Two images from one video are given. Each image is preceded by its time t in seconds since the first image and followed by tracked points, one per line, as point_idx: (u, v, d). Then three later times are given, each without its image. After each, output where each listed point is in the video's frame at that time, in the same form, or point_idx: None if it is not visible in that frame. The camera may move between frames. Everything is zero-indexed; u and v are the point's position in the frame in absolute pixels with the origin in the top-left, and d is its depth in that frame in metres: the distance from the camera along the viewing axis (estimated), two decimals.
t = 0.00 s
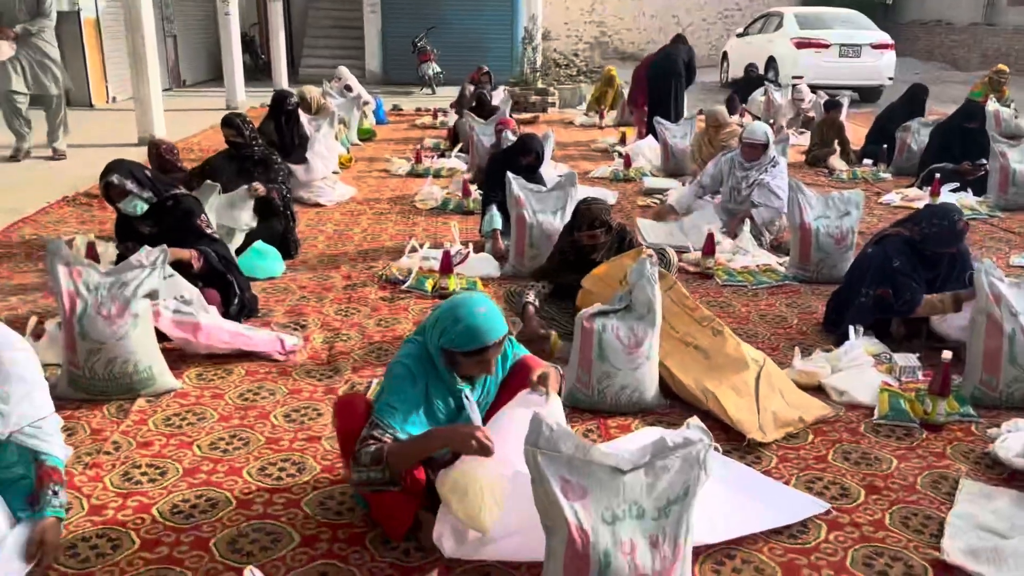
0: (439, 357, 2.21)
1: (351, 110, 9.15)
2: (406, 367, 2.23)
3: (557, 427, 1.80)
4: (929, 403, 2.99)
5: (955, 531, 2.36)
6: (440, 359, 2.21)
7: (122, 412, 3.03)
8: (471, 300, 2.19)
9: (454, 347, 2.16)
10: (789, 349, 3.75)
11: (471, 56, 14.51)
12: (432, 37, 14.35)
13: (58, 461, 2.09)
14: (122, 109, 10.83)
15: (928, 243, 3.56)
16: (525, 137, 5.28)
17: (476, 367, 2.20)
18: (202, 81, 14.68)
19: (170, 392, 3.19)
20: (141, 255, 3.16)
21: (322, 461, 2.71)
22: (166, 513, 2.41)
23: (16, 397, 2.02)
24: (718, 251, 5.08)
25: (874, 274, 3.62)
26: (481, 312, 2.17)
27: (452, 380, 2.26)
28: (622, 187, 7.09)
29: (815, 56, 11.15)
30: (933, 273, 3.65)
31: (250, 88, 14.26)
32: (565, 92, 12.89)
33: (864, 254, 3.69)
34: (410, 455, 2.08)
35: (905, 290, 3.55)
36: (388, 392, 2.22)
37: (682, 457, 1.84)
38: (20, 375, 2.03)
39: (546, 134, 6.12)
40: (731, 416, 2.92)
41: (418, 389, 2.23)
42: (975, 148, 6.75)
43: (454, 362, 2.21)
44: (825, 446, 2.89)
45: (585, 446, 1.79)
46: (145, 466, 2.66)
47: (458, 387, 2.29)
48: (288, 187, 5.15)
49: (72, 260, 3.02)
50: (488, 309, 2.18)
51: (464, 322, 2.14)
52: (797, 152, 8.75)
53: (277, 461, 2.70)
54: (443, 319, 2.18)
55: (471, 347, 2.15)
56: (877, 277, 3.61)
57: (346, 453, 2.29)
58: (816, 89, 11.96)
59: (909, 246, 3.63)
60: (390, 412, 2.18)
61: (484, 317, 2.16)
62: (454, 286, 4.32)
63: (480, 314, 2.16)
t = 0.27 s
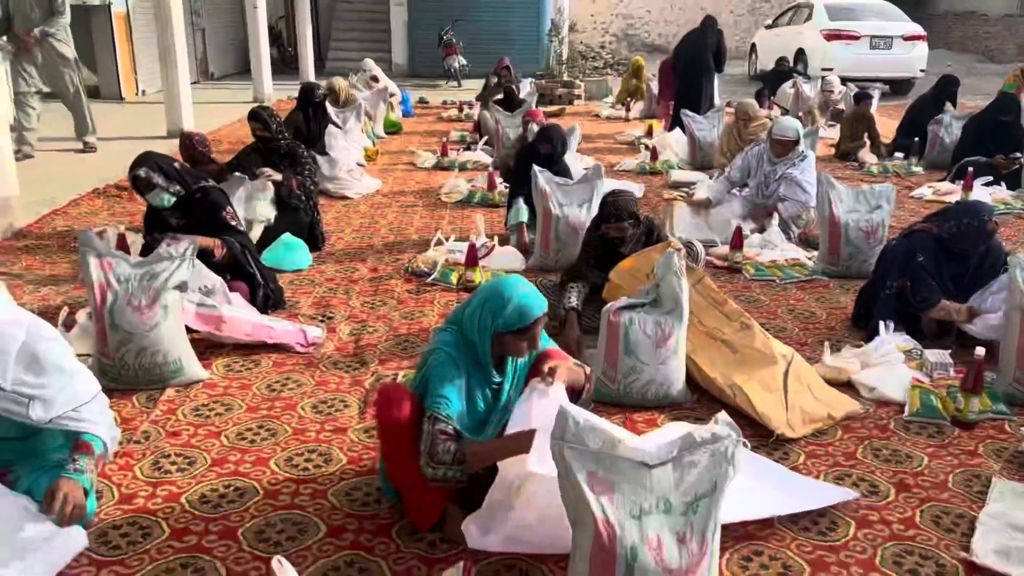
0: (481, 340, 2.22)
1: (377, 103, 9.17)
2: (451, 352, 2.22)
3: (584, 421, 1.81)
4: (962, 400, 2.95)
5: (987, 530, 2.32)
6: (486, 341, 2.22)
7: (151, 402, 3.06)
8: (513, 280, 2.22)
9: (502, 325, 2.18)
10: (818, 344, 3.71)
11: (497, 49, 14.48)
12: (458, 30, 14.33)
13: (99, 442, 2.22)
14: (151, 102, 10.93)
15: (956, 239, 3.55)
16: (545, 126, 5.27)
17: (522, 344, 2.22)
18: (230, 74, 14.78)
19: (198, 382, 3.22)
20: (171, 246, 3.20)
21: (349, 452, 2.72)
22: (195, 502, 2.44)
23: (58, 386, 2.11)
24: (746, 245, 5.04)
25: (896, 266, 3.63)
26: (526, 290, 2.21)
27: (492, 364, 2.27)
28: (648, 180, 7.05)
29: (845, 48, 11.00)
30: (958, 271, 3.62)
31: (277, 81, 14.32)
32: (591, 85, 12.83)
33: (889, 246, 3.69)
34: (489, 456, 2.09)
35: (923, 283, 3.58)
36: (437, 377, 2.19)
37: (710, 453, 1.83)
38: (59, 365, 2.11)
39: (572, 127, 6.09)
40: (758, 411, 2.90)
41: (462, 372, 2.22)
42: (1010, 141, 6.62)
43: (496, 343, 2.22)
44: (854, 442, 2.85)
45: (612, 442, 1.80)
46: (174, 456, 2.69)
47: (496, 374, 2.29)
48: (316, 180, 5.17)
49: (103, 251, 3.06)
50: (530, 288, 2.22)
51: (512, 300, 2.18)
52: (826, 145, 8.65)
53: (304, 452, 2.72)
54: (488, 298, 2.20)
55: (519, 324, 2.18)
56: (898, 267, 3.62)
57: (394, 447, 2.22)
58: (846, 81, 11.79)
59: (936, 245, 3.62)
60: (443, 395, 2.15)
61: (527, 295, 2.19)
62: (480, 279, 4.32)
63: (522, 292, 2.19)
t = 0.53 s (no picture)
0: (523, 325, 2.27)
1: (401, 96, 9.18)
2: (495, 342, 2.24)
3: (609, 415, 1.79)
4: (991, 398, 2.91)
5: (1016, 530, 2.29)
6: (527, 328, 2.26)
7: (177, 393, 3.09)
8: (546, 269, 2.28)
9: (544, 311, 2.24)
10: (843, 340, 3.67)
11: (520, 42, 14.44)
12: (481, 23, 14.31)
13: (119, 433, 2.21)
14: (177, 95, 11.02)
15: (981, 228, 3.46)
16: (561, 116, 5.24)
17: (561, 327, 2.29)
18: (254, 68, 14.85)
19: (223, 374, 3.24)
20: (197, 239, 3.23)
21: (372, 445, 2.73)
22: (220, 493, 2.46)
23: (86, 377, 2.14)
24: (771, 239, 4.99)
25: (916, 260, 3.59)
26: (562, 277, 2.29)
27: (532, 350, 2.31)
28: (672, 174, 7.00)
29: (873, 40, 10.86)
30: (987, 264, 3.57)
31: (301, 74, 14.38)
32: (614, 78, 12.76)
33: (912, 240, 3.64)
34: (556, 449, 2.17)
35: (944, 276, 3.54)
36: (490, 364, 2.20)
37: (734, 449, 1.82)
38: (85, 357, 2.14)
39: (595, 119, 6.06)
40: (783, 407, 2.87)
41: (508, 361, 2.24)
42: None
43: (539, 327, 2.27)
44: (880, 439, 2.83)
45: (636, 435, 1.78)
46: (199, 447, 2.71)
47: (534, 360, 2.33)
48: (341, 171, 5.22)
49: (129, 243, 3.11)
50: (564, 271, 2.30)
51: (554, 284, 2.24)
52: (852, 138, 8.54)
53: (328, 444, 2.73)
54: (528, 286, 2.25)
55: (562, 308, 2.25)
56: (919, 260, 3.58)
57: (429, 447, 2.21)
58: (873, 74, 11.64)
59: (963, 235, 3.56)
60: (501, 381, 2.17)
61: (565, 277, 2.27)
62: (502, 273, 4.32)
63: (560, 275, 2.27)
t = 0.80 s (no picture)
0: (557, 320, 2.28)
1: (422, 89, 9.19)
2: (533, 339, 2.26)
3: (629, 409, 1.79)
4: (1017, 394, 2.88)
5: None
6: (561, 321, 2.28)
7: (200, 385, 3.12)
8: (574, 262, 2.29)
9: (578, 305, 2.26)
10: (867, 335, 3.63)
11: (542, 35, 14.40)
12: (502, 16, 14.28)
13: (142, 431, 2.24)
14: (200, 88, 11.09)
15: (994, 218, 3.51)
16: (580, 107, 5.24)
17: (590, 321, 2.30)
18: (276, 61, 14.92)
19: (245, 365, 3.27)
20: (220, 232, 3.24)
21: (392, 437, 2.74)
22: (242, 484, 2.48)
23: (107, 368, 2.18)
24: (794, 233, 4.95)
25: (921, 250, 3.66)
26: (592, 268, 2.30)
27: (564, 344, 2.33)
28: (694, 167, 6.96)
29: (899, 31, 10.73)
30: (1003, 262, 3.57)
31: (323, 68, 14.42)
32: (636, 71, 12.69)
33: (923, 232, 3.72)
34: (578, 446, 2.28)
35: (947, 267, 3.61)
36: (533, 361, 2.21)
37: (757, 445, 1.80)
38: (107, 348, 2.19)
39: (617, 112, 6.03)
40: (806, 402, 2.85)
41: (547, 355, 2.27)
42: None
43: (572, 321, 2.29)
44: (904, 435, 2.80)
45: (657, 429, 1.77)
46: (221, 438, 2.74)
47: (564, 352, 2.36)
48: (355, 168, 5.17)
49: (153, 236, 3.12)
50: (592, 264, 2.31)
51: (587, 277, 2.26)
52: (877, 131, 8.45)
53: (349, 436, 2.75)
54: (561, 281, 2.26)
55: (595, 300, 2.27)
56: (925, 250, 3.65)
57: (460, 439, 2.21)
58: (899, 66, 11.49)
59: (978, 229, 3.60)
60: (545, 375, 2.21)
61: (595, 270, 2.29)
62: (522, 267, 4.30)
63: (591, 269, 2.28)
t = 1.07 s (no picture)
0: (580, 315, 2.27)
1: (441, 82, 9.19)
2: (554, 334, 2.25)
3: (649, 403, 1.79)
4: None
5: None
6: (582, 316, 2.27)
7: (222, 377, 3.15)
8: (599, 257, 2.27)
9: (600, 300, 2.24)
10: (889, 329, 3.60)
11: (561, 28, 14.35)
12: (521, 9, 14.24)
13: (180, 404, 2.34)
14: (220, 83, 11.15)
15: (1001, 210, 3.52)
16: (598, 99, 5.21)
17: (612, 317, 2.27)
18: (296, 56, 14.98)
19: (266, 358, 3.29)
20: (241, 224, 3.26)
21: (412, 429, 2.75)
22: (264, 475, 2.50)
23: (136, 356, 2.25)
24: (816, 226, 4.91)
25: (932, 241, 3.73)
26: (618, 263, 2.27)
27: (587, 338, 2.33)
28: (714, 160, 6.91)
29: (922, 22, 10.60)
30: (1014, 255, 3.51)
31: (343, 61, 14.46)
32: (656, 63, 12.62)
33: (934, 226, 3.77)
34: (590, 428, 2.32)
35: (953, 257, 3.64)
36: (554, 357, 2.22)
37: (777, 439, 1.79)
38: (134, 337, 2.24)
39: (637, 105, 6.00)
40: (827, 397, 2.83)
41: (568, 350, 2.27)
42: None
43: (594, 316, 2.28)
44: (927, 430, 2.77)
45: (677, 423, 1.77)
46: (243, 429, 2.76)
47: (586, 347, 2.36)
48: (365, 157, 5.18)
49: (175, 229, 3.15)
50: (616, 259, 2.28)
51: (610, 272, 2.24)
52: (901, 124, 8.35)
53: (369, 428, 2.76)
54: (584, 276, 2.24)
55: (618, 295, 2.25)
56: (935, 242, 3.72)
57: (481, 434, 2.22)
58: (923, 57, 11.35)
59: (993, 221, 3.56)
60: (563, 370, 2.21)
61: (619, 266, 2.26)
62: (541, 260, 4.30)
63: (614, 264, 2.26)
